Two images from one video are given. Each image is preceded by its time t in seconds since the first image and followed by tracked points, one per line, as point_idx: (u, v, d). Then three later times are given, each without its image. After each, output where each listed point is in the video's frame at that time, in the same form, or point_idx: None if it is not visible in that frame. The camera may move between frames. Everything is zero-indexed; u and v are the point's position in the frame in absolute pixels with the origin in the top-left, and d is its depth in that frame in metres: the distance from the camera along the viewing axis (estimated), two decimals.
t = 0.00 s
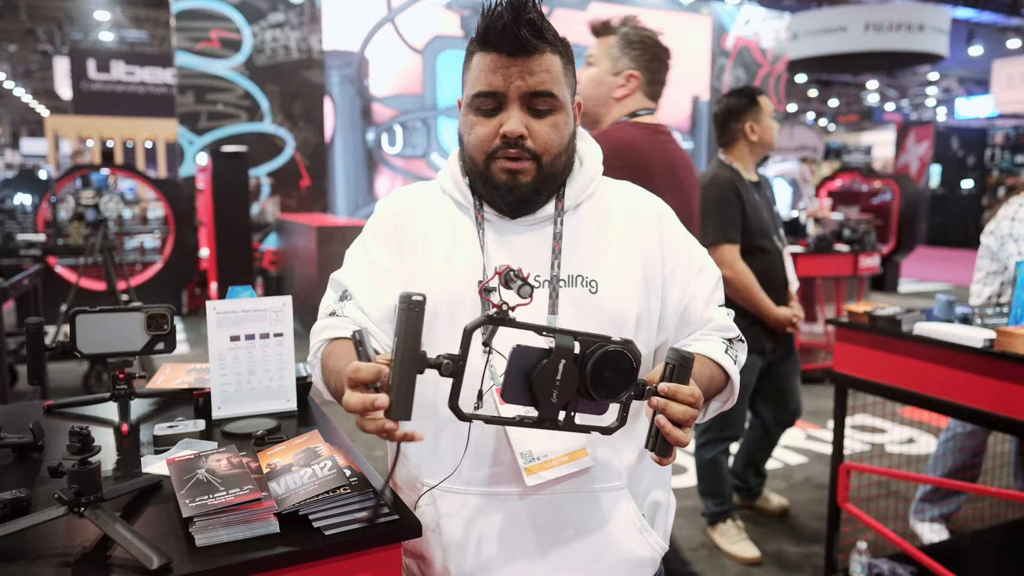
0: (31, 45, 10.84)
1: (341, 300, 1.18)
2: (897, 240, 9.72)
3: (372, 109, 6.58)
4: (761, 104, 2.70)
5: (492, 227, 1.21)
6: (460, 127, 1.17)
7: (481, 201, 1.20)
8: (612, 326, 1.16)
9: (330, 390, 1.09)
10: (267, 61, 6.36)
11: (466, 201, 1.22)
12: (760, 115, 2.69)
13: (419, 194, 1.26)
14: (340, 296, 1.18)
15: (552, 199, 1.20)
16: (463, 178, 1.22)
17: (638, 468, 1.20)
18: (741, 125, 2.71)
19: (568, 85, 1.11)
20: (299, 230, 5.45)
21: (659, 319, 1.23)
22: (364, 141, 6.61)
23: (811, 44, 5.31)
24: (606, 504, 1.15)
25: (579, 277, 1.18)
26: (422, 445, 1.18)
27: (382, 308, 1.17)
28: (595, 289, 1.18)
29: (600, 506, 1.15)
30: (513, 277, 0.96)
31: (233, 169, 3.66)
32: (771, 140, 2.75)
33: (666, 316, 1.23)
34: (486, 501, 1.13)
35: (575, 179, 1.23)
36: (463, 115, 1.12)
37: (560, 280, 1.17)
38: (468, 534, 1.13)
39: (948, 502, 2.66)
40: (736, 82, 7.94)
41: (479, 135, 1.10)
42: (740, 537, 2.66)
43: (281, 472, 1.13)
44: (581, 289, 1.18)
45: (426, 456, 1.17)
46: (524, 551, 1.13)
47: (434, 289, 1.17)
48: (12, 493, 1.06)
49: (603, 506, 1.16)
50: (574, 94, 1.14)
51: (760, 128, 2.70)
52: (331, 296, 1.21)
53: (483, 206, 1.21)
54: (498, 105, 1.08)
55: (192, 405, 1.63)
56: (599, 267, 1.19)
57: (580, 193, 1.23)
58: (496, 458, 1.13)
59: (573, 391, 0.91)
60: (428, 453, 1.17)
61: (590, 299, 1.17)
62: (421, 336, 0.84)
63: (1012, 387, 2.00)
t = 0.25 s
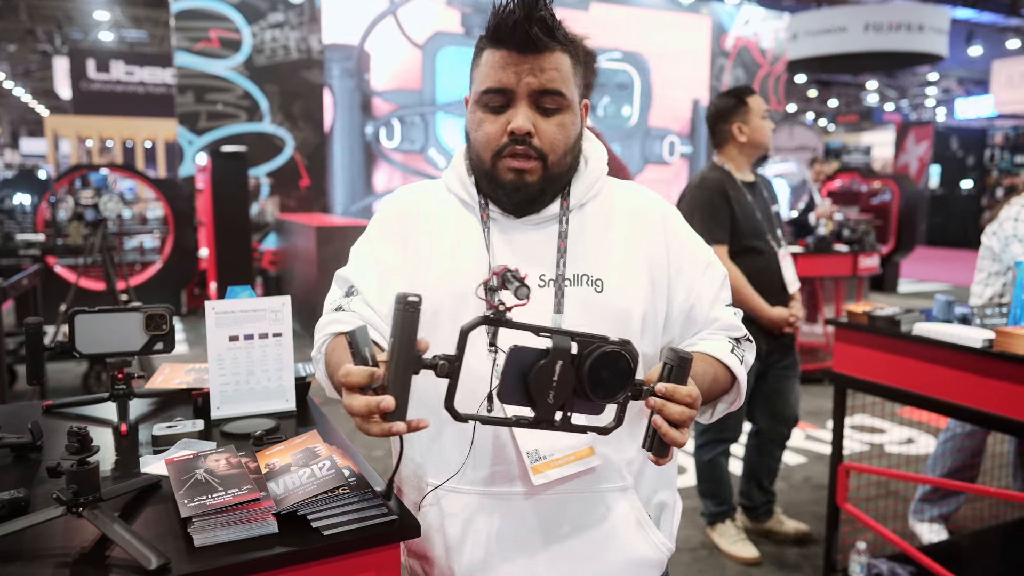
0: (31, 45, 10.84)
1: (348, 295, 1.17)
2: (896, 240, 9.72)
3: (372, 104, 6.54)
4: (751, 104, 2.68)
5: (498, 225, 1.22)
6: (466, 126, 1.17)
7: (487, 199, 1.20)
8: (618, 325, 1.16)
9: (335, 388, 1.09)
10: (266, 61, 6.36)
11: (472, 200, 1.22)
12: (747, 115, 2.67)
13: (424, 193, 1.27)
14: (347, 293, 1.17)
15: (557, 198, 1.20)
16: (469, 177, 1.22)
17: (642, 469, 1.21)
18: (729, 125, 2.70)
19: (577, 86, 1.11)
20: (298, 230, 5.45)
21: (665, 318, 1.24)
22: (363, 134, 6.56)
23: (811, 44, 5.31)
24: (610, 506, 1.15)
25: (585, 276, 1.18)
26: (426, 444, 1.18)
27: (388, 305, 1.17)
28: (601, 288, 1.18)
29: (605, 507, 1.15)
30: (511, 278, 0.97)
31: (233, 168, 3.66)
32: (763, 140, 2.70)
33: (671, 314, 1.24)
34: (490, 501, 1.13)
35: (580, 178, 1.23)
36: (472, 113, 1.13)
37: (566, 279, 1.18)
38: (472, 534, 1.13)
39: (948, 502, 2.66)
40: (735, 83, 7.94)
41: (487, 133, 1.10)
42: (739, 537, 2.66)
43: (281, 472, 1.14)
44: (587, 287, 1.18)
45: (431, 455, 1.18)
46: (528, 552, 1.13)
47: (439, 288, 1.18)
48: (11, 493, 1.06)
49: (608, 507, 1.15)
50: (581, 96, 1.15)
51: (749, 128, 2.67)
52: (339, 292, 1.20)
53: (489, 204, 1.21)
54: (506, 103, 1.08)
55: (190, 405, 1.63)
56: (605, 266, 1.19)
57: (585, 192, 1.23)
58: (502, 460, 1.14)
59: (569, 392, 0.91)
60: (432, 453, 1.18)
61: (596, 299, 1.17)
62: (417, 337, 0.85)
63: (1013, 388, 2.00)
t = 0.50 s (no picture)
0: (31, 45, 10.84)
1: (351, 292, 1.14)
2: (897, 240, 9.72)
3: (373, 97, 6.48)
4: (751, 103, 2.69)
5: (501, 220, 1.22)
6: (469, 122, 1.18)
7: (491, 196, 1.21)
8: (623, 320, 1.16)
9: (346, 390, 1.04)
10: (267, 61, 6.36)
11: (476, 196, 1.22)
12: (745, 114, 2.68)
13: (429, 191, 1.26)
14: (352, 290, 1.14)
15: (560, 193, 1.20)
16: (473, 173, 1.22)
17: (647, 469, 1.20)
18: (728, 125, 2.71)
19: (578, 82, 1.12)
20: (299, 230, 5.45)
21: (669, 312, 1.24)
22: (364, 128, 6.51)
23: (811, 44, 5.31)
24: (616, 505, 1.15)
25: (589, 271, 1.18)
26: (429, 443, 1.18)
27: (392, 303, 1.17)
28: (606, 284, 1.17)
29: (612, 507, 1.15)
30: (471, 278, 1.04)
31: (233, 168, 3.66)
32: (762, 140, 2.70)
33: (675, 309, 1.24)
34: (496, 500, 1.13)
35: (583, 173, 1.23)
36: (473, 108, 1.14)
37: (570, 274, 1.18)
38: (478, 533, 1.13)
39: (948, 502, 2.67)
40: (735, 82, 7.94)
41: (486, 128, 1.11)
42: (739, 537, 2.66)
43: (282, 472, 1.14)
44: (592, 283, 1.18)
45: (434, 455, 1.17)
46: (534, 550, 1.13)
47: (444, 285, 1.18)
48: (12, 493, 1.06)
49: (615, 507, 1.15)
50: (584, 95, 1.15)
51: (746, 128, 2.69)
52: (342, 289, 1.17)
53: (493, 201, 1.22)
54: (505, 97, 1.09)
55: (191, 405, 1.63)
56: (609, 262, 1.19)
57: (589, 188, 1.22)
58: (507, 459, 1.14)
59: (531, 388, 0.91)
60: (434, 452, 1.17)
61: (600, 295, 1.17)
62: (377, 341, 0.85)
63: (1013, 387, 2.00)
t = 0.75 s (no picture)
0: (31, 45, 10.85)
1: (348, 300, 1.16)
2: (897, 239, 9.71)
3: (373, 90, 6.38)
4: (760, 102, 2.70)
5: (499, 221, 1.23)
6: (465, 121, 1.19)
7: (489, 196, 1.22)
8: (624, 320, 1.17)
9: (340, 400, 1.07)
10: (267, 61, 6.35)
11: (474, 197, 1.23)
12: (753, 114, 2.69)
13: (427, 192, 1.27)
14: (347, 296, 1.16)
15: (559, 192, 1.21)
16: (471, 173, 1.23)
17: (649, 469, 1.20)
18: (736, 125, 2.73)
19: (570, 78, 1.12)
20: (300, 230, 5.44)
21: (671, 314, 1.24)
22: (364, 123, 6.43)
23: (811, 44, 5.30)
24: (616, 508, 1.15)
25: (589, 272, 1.18)
26: (429, 446, 1.17)
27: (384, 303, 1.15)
28: (605, 284, 1.18)
29: (613, 509, 1.15)
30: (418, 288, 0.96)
31: (233, 167, 3.66)
32: (772, 139, 2.70)
33: (676, 310, 1.24)
34: (494, 501, 1.14)
35: (582, 173, 1.23)
36: (467, 107, 1.16)
37: (570, 275, 1.18)
38: (481, 536, 1.13)
39: (948, 501, 2.67)
40: (736, 82, 7.92)
41: (478, 124, 1.12)
42: (740, 537, 2.66)
43: (283, 471, 1.14)
44: (591, 283, 1.18)
45: (433, 456, 1.17)
46: (533, 553, 1.13)
47: (442, 284, 1.17)
48: (15, 492, 1.07)
49: (616, 509, 1.15)
50: (578, 91, 1.15)
51: (755, 127, 2.70)
52: (341, 295, 1.19)
53: (492, 201, 1.23)
54: (495, 93, 1.10)
55: (193, 404, 1.63)
56: (608, 261, 1.19)
57: (588, 187, 1.23)
58: (509, 459, 1.14)
59: (487, 384, 0.90)
60: (433, 453, 1.17)
61: (599, 296, 1.17)
62: (335, 352, 0.82)
63: (1014, 387, 2.00)
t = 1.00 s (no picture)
0: (34, 43, 10.84)
1: (350, 299, 1.16)
2: (900, 238, 9.70)
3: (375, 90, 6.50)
4: (779, 98, 2.71)
5: (497, 219, 1.23)
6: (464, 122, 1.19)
7: (486, 195, 1.21)
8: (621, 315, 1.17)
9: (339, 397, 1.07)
10: (270, 60, 6.26)
11: (472, 195, 1.24)
12: (775, 108, 2.69)
13: (427, 191, 1.28)
14: (350, 295, 1.16)
15: (557, 190, 1.21)
16: (469, 172, 1.24)
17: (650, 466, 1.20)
18: (758, 121, 2.72)
19: (567, 75, 1.11)
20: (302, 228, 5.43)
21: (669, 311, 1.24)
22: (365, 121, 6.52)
23: (814, 41, 5.25)
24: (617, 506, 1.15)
25: (586, 267, 1.18)
26: (431, 443, 1.18)
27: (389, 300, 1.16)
28: (601, 279, 1.18)
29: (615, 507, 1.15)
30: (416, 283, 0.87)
31: (236, 166, 3.66)
32: (793, 134, 2.71)
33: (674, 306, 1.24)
34: (495, 499, 1.14)
35: (580, 170, 1.23)
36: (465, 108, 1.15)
37: (566, 271, 1.18)
38: (482, 533, 1.13)
39: (952, 501, 2.66)
40: (738, 81, 7.90)
41: (477, 123, 1.12)
42: (743, 535, 2.65)
43: (287, 469, 1.13)
44: (587, 279, 1.18)
45: (435, 454, 1.17)
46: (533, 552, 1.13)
47: (442, 282, 1.18)
48: (19, 490, 1.07)
49: (618, 507, 1.16)
50: (575, 89, 1.15)
51: (777, 122, 2.70)
52: (343, 294, 1.19)
53: (488, 199, 1.23)
54: (493, 93, 1.10)
55: (196, 402, 1.64)
56: (604, 257, 1.19)
57: (586, 185, 1.23)
58: (511, 457, 1.14)
59: (484, 382, 0.90)
60: (435, 450, 1.17)
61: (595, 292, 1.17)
62: (330, 352, 0.81)
63: (1016, 386, 1.99)
